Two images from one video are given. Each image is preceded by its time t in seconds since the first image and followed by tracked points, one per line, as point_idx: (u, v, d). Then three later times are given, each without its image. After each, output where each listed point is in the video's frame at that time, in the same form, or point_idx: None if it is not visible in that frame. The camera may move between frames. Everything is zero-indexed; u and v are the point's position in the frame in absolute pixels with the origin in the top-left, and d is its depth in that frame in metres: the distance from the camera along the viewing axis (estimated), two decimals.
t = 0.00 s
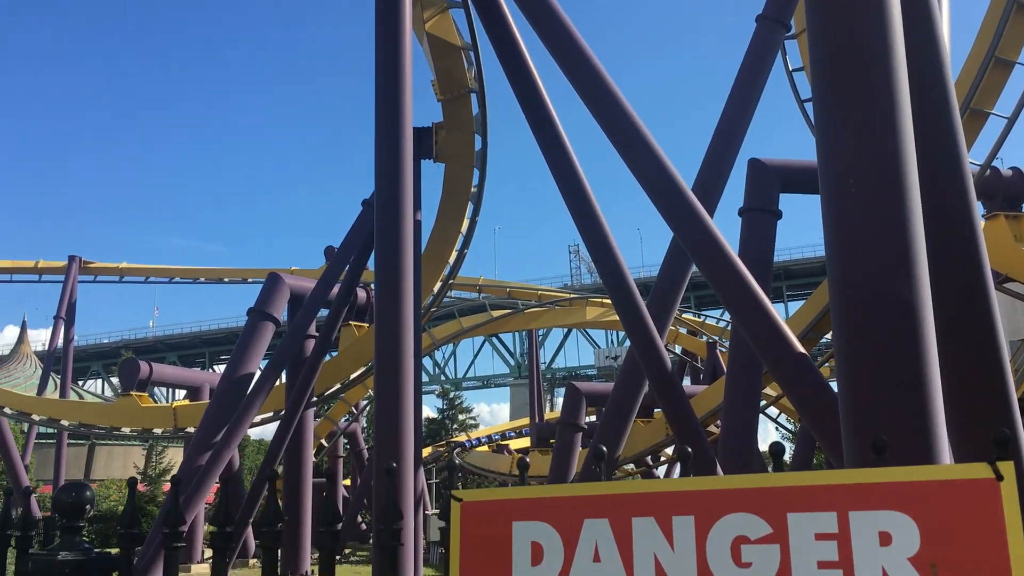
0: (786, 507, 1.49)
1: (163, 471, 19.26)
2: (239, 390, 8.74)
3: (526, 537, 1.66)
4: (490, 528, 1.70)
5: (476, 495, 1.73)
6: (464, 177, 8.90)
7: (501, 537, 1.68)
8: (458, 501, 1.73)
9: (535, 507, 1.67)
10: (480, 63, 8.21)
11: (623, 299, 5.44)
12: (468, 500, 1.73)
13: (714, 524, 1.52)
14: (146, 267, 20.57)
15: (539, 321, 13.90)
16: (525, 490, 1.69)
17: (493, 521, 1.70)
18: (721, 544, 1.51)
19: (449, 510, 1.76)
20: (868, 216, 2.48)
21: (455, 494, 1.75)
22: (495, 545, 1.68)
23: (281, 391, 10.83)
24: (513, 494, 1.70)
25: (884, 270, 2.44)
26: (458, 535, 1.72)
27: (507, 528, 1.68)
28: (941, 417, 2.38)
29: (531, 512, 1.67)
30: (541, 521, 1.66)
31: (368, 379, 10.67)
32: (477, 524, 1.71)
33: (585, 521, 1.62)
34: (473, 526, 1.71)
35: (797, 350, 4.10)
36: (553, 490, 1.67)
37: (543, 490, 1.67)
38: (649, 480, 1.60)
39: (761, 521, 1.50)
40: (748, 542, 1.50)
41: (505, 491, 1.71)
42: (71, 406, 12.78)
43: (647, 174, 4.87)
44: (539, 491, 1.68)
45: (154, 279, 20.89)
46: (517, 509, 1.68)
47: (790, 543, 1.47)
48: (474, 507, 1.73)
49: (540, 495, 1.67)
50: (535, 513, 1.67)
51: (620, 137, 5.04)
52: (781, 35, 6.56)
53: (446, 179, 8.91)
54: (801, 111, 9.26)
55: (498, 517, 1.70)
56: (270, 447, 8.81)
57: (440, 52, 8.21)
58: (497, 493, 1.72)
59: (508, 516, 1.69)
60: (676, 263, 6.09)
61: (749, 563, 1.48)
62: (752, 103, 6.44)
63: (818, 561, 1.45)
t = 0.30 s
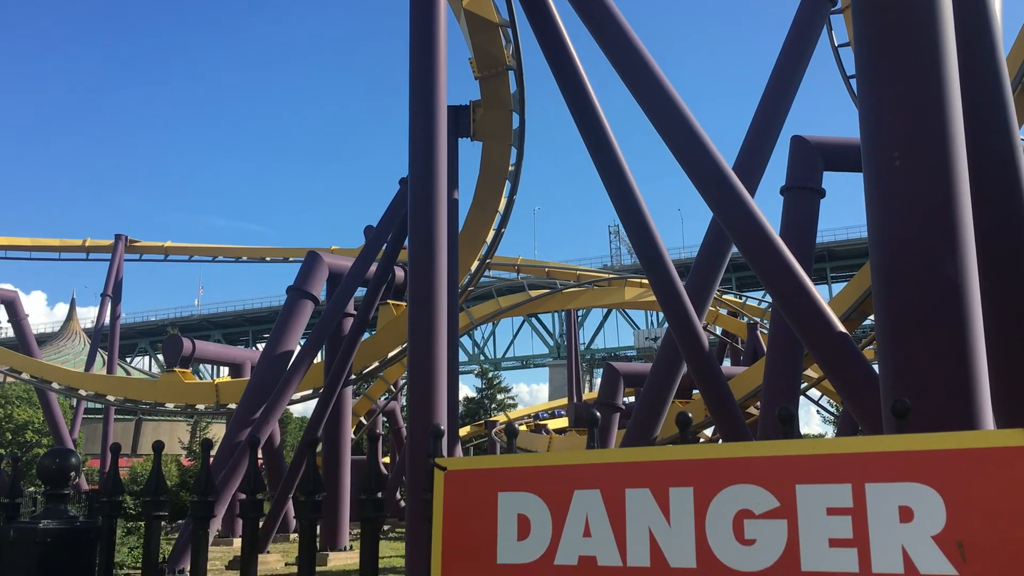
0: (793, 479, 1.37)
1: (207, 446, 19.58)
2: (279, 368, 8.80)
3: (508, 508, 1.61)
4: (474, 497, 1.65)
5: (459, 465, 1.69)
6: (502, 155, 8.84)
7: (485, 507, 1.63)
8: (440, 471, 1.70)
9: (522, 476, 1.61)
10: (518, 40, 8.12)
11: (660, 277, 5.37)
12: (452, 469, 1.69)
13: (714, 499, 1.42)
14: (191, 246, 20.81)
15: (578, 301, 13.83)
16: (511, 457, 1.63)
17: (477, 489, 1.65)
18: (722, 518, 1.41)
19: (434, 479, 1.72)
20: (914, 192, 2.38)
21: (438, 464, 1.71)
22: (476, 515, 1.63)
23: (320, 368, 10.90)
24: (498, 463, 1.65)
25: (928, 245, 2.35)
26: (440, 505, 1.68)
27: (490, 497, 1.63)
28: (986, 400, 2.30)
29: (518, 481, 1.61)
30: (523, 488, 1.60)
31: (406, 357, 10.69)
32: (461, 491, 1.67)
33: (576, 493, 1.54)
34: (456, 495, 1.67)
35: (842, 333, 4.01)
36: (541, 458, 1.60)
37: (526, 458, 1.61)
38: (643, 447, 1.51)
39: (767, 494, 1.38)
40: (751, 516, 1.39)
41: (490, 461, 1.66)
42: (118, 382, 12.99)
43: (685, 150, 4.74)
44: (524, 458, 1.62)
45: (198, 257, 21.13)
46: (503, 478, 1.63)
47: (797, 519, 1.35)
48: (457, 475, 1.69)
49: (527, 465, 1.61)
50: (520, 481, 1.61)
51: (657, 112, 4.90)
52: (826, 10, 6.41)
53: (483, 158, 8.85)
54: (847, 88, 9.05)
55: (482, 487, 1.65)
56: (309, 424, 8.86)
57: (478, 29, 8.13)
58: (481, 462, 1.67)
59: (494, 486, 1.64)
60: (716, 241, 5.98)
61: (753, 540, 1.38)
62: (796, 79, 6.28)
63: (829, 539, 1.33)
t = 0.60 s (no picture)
0: (843, 454, 1.26)
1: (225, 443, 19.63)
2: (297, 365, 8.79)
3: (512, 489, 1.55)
4: (477, 476, 1.60)
5: (462, 444, 1.65)
6: (519, 151, 8.77)
7: (486, 485, 1.58)
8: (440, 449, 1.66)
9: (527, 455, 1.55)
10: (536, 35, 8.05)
11: (678, 272, 5.31)
12: (453, 448, 1.65)
13: (750, 479, 1.33)
14: (209, 244, 20.86)
15: (596, 299, 13.76)
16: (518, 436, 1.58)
17: (481, 469, 1.60)
18: (761, 500, 1.31)
19: (434, 458, 1.69)
20: (940, 182, 2.31)
21: (440, 441, 1.68)
22: (476, 493, 1.59)
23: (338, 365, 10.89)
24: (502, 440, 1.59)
25: (954, 235, 2.27)
26: (441, 484, 1.64)
27: (492, 477, 1.58)
28: (1014, 392, 2.23)
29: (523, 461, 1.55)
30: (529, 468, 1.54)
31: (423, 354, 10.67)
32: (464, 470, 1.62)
33: (591, 474, 1.47)
34: (458, 474, 1.62)
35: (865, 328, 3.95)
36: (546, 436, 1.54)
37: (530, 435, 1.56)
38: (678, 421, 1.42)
39: (814, 472, 1.28)
40: (794, 498, 1.29)
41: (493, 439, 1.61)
42: (137, 379, 13.03)
43: (704, 142, 4.66)
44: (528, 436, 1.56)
45: (217, 255, 21.16)
46: (507, 458, 1.57)
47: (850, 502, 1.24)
48: (459, 455, 1.64)
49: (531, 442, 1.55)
50: (523, 460, 1.55)
51: (675, 103, 4.82)
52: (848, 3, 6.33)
53: (501, 154, 8.79)
54: (869, 81, 8.92)
55: (484, 465, 1.60)
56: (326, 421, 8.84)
57: (495, 24, 8.07)
58: (486, 441, 1.61)
59: (497, 465, 1.58)
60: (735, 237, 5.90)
61: (797, 525, 1.27)
62: (816, 73, 6.19)
63: (886, 523, 1.22)
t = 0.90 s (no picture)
0: (927, 536, 1.23)
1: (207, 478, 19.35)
2: (279, 400, 8.65)
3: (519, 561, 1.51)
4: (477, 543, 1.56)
5: (457, 508, 1.61)
6: (507, 184, 8.73)
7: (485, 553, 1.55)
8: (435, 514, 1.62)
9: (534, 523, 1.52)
10: (523, 68, 8.05)
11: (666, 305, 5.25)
12: (450, 511, 1.61)
13: (824, 555, 1.28)
14: (193, 276, 20.66)
15: (583, 333, 13.68)
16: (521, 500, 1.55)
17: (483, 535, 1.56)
18: None
19: (427, 519, 1.65)
20: (936, 216, 2.25)
21: (433, 502, 1.64)
22: (473, 561, 1.55)
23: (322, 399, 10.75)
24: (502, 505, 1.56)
25: (950, 271, 2.21)
26: (435, 548, 1.60)
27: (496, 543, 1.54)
28: (1016, 434, 2.16)
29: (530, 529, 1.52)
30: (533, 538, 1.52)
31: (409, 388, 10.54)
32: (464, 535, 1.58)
33: (620, 544, 1.43)
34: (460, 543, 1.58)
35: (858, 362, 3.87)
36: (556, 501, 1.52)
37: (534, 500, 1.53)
38: (712, 488, 1.39)
39: (908, 558, 1.23)
40: None
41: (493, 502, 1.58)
42: (117, 413, 12.81)
43: (693, 174, 4.62)
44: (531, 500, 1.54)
45: (201, 287, 20.97)
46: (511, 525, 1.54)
47: None
48: (454, 520, 1.60)
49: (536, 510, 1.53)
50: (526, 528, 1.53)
51: (665, 135, 4.79)
52: (833, 40, 6.36)
53: (488, 186, 8.75)
54: (855, 117, 8.95)
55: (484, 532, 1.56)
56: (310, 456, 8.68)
57: (482, 58, 8.07)
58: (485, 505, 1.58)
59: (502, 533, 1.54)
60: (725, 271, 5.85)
61: None
62: (803, 107, 6.19)
63: None
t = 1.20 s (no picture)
0: None
1: (193, 516, 19.10)
2: (266, 437, 8.53)
3: None
4: None
5: None
6: (497, 219, 8.71)
7: None
8: None
9: None
10: (514, 104, 8.07)
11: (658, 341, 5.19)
12: None
13: None
14: (182, 311, 20.51)
15: (574, 368, 13.61)
16: None
17: None
18: None
19: None
20: (932, 254, 2.21)
21: None
22: None
23: (310, 436, 10.63)
24: None
25: (947, 312, 2.17)
26: None
27: None
28: (1018, 479, 2.10)
29: None
30: None
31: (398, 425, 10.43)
32: None
33: None
34: None
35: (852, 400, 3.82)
36: None
37: None
38: None
39: None
40: None
41: None
42: (101, 450, 12.63)
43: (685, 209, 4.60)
44: None
45: (189, 323, 20.81)
46: None
47: None
48: None
49: None
50: None
51: (656, 171, 4.78)
52: (821, 77, 6.40)
53: (479, 222, 8.72)
54: (842, 153, 9.00)
55: None
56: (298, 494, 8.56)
57: (473, 93, 8.08)
58: None
59: None
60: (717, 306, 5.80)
61: None
62: (792, 144, 6.19)
63: None
